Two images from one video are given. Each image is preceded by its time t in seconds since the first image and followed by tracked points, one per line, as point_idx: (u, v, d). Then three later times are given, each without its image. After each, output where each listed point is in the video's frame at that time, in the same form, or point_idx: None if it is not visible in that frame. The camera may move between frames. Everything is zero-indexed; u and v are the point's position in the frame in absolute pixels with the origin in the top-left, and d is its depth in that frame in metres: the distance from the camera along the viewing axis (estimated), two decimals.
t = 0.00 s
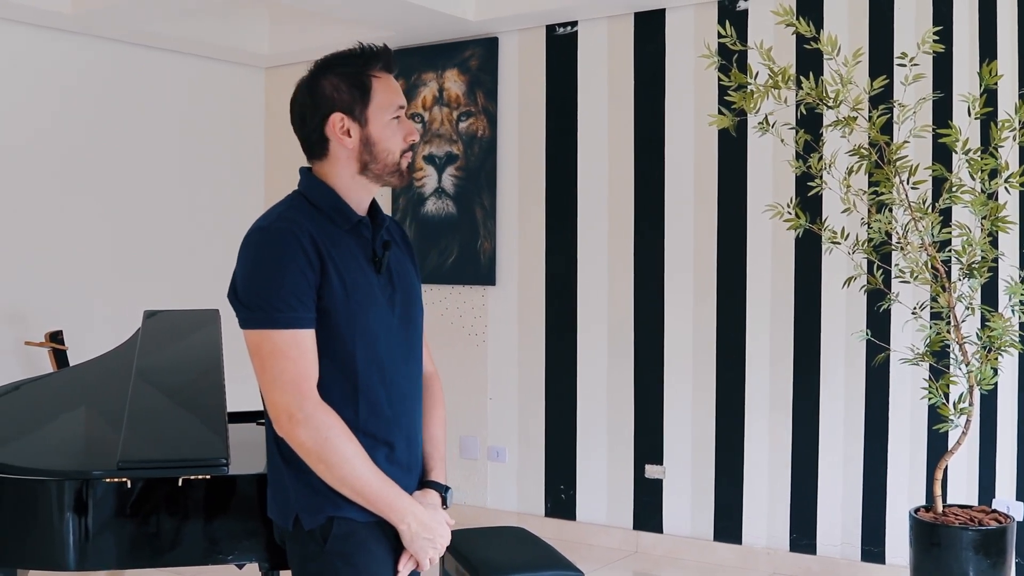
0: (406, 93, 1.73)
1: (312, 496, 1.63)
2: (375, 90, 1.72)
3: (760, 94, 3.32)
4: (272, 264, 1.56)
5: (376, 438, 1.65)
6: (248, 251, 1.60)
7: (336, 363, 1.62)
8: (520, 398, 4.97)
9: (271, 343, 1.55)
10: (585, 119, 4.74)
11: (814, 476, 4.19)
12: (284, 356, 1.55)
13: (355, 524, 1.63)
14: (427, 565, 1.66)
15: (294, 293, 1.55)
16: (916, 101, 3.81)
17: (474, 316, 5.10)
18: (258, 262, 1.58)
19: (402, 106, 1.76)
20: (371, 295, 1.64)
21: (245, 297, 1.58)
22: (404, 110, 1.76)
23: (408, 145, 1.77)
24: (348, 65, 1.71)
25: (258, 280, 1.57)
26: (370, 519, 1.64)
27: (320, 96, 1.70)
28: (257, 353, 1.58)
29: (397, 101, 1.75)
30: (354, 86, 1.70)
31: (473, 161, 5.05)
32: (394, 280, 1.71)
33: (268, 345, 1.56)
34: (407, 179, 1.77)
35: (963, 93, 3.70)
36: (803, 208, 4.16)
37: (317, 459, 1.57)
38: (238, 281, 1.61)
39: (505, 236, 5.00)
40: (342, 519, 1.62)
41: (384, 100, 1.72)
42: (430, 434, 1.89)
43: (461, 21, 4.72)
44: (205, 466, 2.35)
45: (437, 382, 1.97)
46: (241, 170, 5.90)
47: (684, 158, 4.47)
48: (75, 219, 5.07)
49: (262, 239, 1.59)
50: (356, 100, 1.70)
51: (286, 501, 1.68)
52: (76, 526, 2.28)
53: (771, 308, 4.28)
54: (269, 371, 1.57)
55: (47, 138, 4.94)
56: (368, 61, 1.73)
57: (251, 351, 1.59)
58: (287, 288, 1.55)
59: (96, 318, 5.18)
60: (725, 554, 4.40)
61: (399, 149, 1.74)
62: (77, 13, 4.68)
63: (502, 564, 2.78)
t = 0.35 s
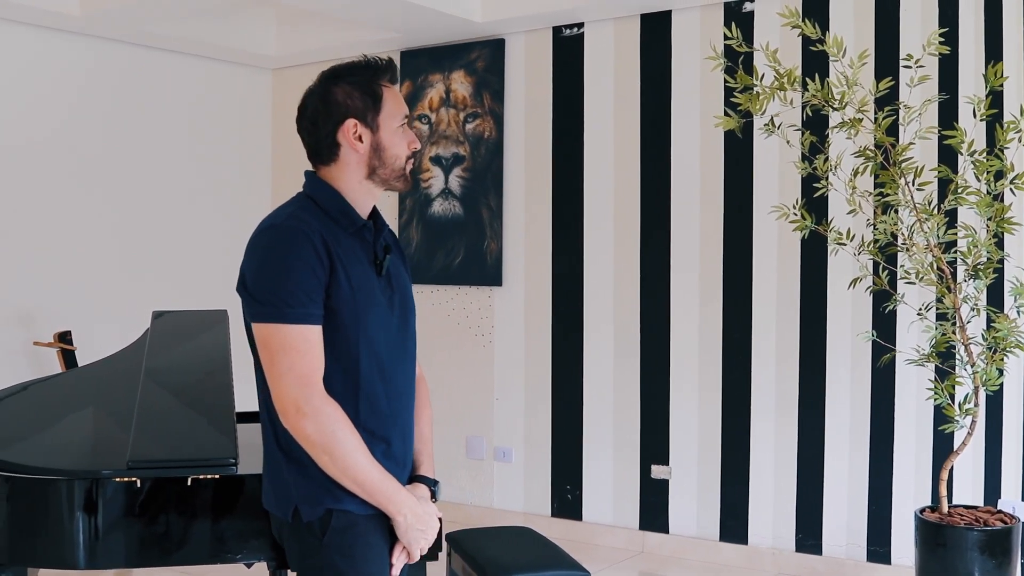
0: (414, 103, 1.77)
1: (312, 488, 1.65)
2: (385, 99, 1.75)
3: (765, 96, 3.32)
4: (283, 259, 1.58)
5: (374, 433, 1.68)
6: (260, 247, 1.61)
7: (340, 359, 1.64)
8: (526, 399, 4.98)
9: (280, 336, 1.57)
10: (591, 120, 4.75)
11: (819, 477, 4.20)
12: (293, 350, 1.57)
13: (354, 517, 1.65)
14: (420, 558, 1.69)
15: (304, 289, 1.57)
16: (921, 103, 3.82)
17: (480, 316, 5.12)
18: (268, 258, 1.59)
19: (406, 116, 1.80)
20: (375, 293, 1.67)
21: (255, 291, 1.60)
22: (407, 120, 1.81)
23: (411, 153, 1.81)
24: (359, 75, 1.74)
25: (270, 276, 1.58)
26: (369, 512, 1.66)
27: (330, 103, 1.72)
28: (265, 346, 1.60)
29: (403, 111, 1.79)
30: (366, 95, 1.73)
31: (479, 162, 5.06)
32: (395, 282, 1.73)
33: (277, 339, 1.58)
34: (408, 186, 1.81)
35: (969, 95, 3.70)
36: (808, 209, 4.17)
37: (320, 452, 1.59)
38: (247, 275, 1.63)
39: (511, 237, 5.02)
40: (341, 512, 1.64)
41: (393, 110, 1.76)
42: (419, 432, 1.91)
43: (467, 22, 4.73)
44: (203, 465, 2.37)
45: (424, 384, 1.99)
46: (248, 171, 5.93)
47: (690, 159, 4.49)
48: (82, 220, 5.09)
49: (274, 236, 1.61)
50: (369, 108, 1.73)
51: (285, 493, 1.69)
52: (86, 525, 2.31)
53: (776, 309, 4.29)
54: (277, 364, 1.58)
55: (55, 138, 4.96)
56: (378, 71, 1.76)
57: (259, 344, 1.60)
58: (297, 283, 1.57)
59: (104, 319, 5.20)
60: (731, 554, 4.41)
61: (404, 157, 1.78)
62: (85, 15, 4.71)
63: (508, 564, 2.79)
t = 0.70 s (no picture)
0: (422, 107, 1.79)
1: (302, 480, 1.67)
2: (393, 103, 1.77)
3: (771, 98, 3.33)
4: (289, 253, 1.60)
5: (368, 430, 1.70)
6: (268, 239, 1.64)
7: (338, 355, 1.66)
8: (532, 399, 5.00)
9: (282, 328, 1.59)
10: (597, 121, 4.77)
11: (824, 478, 4.21)
12: (294, 342, 1.59)
13: (340, 511, 1.67)
14: (403, 554, 1.71)
15: (307, 284, 1.59)
16: (927, 104, 3.83)
17: (486, 317, 5.13)
18: (275, 250, 1.62)
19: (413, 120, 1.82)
20: (376, 293, 1.68)
21: (260, 282, 1.62)
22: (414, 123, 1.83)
23: (418, 156, 1.83)
24: (369, 80, 1.76)
25: (275, 267, 1.60)
26: (355, 506, 1.68)
27: (339, 106, 1.74)
28: (267, 336, 1.62)
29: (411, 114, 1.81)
30: (376, 99, 1.75)
31: (486, 163, 5.09)
32: (396, 283, 1.74)
33: (279, 331, 1.59)
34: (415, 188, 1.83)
35: (974, 97, 3.71)
36: (814, 210, 4.18)
37: (314, 444, 1.61)
38: (254, 265, 1.65)
39: (517, 238, 5.03)
40: (329, 505, 1.66)
41: (401, 114, 1.78)
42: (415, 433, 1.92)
43: (474, 23, 4.75)
44: (212, 464, 2.42)
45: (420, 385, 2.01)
46: (255, 171, 5.96)
47: (696, 160, 4.50)
48: (90, 220, 5.12)
49: (282, 229, 1.63)
50: (378, 112, 1.75)
51: (275, 482, 1.71)
52: (96, 524, 2.34)
53: (782, 311, 4.30)
54: (277, 355, 1.60)
55: (63, 139, 4.99)
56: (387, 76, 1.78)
57: (262, 333, 1.62)
58: (300, 277, 1.59)
59: (113, 319, 5.23)
60: (737, 555, 4.42)
61: (411, 159, 1.80)
62: (93, 16, 4.74)
63: (515, 563, 2.81)
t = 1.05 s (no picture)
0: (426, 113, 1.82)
1: (303, 475, 1.69)
2: (399, 109, 1.80)
3: (777, 100, 3.35)
4: (294, 252, 1.63)
5: (369, 427, 1.72)
6: (275, 238, 1.66)
7: (341, 353, 1.68)
8: (540, 400, 5.02)
9: (286, 324, 1.61)
10: (603, 122, 4.79)
11: (830, 478, 4.23)
12: (297, 339, 1.61)
13: (340, 507, 1.69)
14: (403, 551, 1.73)
15: (312, 282, 1.62)
16: (932, 106, 3.85)
17: (493, 317, 5.16)
18: (281, 249, 1.64)
19: (419, 127, 1.84)
20: (380, 292, 1.71)
21: (265, 279, 1.65)
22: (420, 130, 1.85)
23: (423, 161, 1.85)
24: (375, 86, 1.79)
25: (281, 265, 1.63)
26: (354, 503, 1.70)
27: (346, 111, 1.77)
28: (272, 333, 1.64)
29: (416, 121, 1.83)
30: (381, 105, 1.78)
31: (493, 164, 5.11)
32: (400, 284, 1.77)
33: (283, 327, 1.62)
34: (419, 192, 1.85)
35: (979, 99, 3.73)
36: (820, 212, 4.19)
37: (315, 440, 1.63)
38: (260, 263, 1.67)
39: (525, 239, 5.06)
40: (329, 501, 1.68)
41: (406, 119, 1.81)
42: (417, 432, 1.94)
43: (481, 25, 4.78)
44: (222, 465, 2.49)
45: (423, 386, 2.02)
46: (263, 173, 6.00)
47: (702, 162, 4.52)
48: (100, 222, 5.16)
49: (289, 228, 1.66)
50: (383, 117, 1.78)
51: (278, 477, 1.74)
52: (108, 523, 2.41)
53: (788, 312, 4.32)
54: (281, 351, 1.63)
55: (73, 141, 5.03)
56: (393, 83, 1.81)
57: (267, 330, 1.65)
58: (304, 275, 1.62)
59: (122, 320, 5.27)
60: (743, 554, 4.43)
61: (416, 164, 1.82)
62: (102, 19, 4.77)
63: (522, 562, 2.83)
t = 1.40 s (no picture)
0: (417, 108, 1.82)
1: (314, 476, 1.71)
2: (387, 107, 1.82)
3: (785, 102, 3.36)
4: (304, 255, 1.65)
5: (380, 427, 1.74)
6: (283, 242, 1.69)
7: (352, 353, 1.71)
8: (548, 400, 5.04)
9: (296, 327, 1.64)
10: (611, 124, 4.81)
11: (837, 478, 4.24)
12: (308, 341, 1.64)
13: (351, 507, 1.72)
14: (416, 549, 1.75)
15: (321, 283, 1.64)
16: (938, 108, 3.86)
17: (501, 317, 5.18)
18: (289, 252, 1.67)
19: (415, 123, 1.85)
20: (389, 292, 1.73)
21: (275, 283, 1.67)
22: (417, 126, 1.86)
23: (422, 156, 1.85)
24: (362, 89, 1.83)
25: (290, 268, 1.65)
26: (366, 502, 1.73)
27: (337, 116, 1.82)
28: (282, 335, 1.66)
29: (409, 117, 1.84)
30: (367, 105, 1.81)
31: (501, 166, 5.13)
32: (407, 284, 1.80)
33: (294, 330, 1.64)
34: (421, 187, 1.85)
35: (985, 101, 3.74)
36: (827, 213, 4.21)
37: (327, 440, 1.66)
38: (268, 267, 1.70)
39: (533, 240, 5.08)
40: (340, 502, 1.71)
41: (397, 116, 1.82)
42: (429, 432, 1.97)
43: (490, 27, 4.80)
44: (234, 462, 2.51)
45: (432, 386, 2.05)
46: (272, 174, 6.04)
47: (710, 163, 4.53)
48: (110, 223, 5.20)
49: (296, 231, 1.68)
50: (370, 117, 1.80)
51: (289, 479, 1.76)
52: (122, 521, 2.45)
53: (795, 313, 4.33)
54: (292, 353, 1.65)
55: (84, 142, 5.07)
56: (381, 83, 1.84)
57: (276, 333, 1.67)
58: (314, 277, 1.64)
59: (134, 320, 5.31)
60: (751, 554, 4.45)
61: (412, 159, 1.83)
62: (114, 21, 4.82)
63: (531, 561, 2.86)
